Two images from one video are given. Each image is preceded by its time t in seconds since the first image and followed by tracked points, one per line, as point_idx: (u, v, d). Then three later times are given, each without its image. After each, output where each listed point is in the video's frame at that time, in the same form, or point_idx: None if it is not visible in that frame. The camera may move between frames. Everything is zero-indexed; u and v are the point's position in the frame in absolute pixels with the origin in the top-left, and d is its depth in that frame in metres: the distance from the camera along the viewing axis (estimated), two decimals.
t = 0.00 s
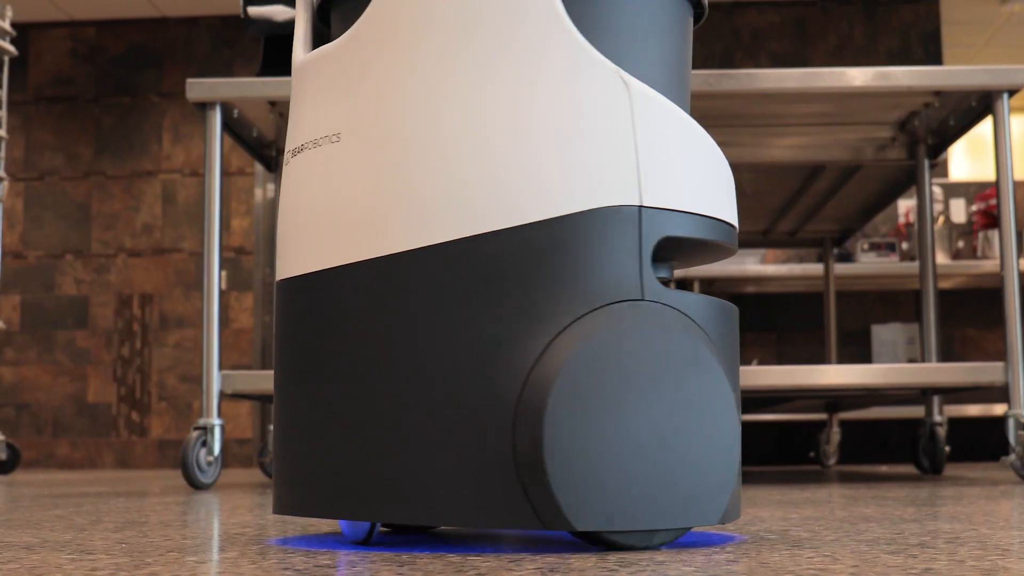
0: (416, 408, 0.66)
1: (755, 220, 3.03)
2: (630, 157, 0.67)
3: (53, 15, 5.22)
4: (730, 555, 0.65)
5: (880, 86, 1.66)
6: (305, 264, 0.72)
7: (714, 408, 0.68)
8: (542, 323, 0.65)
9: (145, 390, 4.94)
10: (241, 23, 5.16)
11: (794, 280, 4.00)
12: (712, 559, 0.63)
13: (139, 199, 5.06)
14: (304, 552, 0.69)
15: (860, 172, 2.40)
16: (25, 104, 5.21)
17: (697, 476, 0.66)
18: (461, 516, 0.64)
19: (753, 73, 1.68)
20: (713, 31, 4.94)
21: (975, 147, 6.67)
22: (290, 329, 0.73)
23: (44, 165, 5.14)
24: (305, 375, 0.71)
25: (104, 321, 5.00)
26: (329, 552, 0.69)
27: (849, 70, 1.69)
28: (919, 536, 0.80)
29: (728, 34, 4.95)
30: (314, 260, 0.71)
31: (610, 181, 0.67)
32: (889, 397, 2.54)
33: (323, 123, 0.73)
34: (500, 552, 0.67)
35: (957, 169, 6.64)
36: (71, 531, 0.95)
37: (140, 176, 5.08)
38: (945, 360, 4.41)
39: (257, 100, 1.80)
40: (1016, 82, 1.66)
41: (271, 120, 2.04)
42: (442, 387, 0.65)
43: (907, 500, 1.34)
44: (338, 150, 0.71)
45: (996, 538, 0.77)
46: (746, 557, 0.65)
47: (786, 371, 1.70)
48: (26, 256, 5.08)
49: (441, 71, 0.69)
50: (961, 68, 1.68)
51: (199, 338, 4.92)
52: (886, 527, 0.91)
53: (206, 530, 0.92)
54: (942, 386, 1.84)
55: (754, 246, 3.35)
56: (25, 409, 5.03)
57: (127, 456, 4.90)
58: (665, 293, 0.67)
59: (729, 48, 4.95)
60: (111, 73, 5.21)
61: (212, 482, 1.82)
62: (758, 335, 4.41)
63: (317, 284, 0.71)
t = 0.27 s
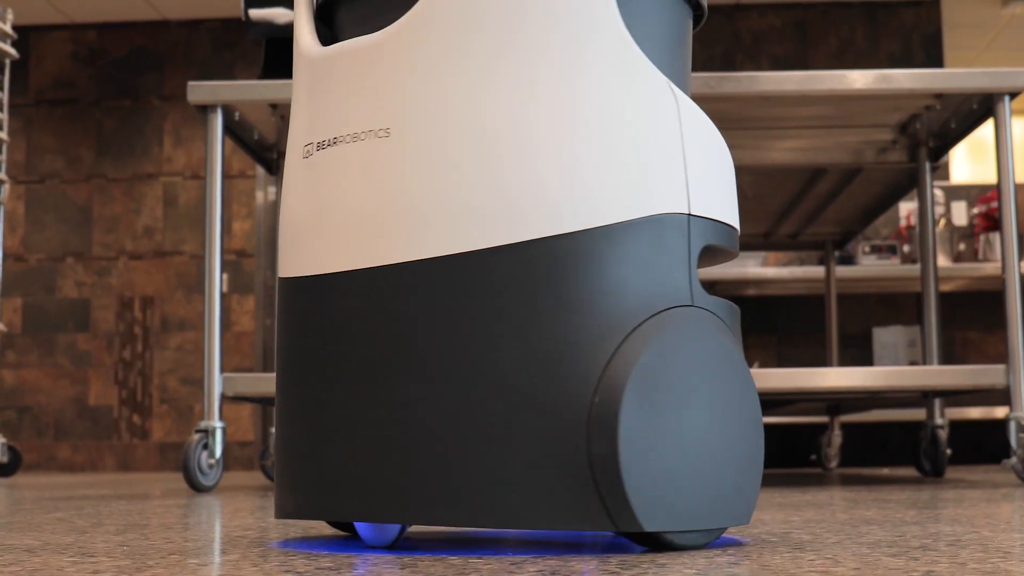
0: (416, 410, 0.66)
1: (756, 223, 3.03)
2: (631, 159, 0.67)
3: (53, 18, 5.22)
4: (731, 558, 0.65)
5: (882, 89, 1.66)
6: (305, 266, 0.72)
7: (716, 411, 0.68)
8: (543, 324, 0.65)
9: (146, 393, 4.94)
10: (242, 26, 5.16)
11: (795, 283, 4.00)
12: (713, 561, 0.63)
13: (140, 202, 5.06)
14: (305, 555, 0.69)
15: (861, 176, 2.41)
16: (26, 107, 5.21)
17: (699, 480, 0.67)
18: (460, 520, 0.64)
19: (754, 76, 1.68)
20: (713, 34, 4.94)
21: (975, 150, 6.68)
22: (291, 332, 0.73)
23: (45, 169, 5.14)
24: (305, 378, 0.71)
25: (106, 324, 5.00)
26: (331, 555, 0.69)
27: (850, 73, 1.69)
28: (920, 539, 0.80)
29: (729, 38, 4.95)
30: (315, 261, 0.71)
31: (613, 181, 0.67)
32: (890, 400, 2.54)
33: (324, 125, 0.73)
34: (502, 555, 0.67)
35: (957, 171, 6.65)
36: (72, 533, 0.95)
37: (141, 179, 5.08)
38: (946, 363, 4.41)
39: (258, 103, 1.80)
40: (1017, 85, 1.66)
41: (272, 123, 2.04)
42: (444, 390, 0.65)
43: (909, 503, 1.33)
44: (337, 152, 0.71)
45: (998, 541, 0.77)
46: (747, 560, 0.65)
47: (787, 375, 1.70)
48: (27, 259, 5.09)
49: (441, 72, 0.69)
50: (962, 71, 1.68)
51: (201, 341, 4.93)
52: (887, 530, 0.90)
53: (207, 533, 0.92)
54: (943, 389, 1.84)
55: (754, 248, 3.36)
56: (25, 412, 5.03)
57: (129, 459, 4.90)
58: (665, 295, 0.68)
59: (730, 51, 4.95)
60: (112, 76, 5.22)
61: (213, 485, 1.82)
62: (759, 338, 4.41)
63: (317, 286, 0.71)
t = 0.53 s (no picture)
0: (415, 412, 0.66)
1: (757, 229, 3.03)
2: (630, 160, 0.67)
3: (54, 24, 5.23)
4: (731, 563, 0.65)
5: (882, 94, 1.66)
6: (304, 269, 0.73)
7: (714, 414, 0.68)
8: (542, 326, 0.65)
9: (147, 400, 4.94)
10: (242, 33, 5.17)
11: (795, 289, 4.00)
12: (712, 568, 0.63)
13: (141, 209, 5.07)
14: (308, 561, 0.70)
15: (863, 182, 2.41)
16: (26, 113, 5.22)
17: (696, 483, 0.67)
18: (457, 524, 0.64)
19: (754, 82, 1.68)
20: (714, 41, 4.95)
21: (976, 157, 6.69)
22: (290, 334, 0.73)
23: (45, 175, 5.15)
24: (305, 380, 0.71)
25: (106, 330, 5.01)
26: (333, 560, 0.69)
27: (851, 79, 1.69)
28: (920, 545, 0.80)
29: (729, 44, 4.96)
30: (315, 263, 0.72)
31: (614, 181, 0.66)
32: (891, 406, 2.54)
33: (324, 126, 0.73)
34: (504, 561, 0.68)
35: (958, 177, 6.65)
36: (74, 539, 0.96)
37: (141, 186, 5.08)
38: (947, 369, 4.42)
39: (259, 109, 1.80)
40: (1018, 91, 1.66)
41: (273, 129, 2.05)
42: (443, 393, 0.66)
43: (909, 509, 1.34)
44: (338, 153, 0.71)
45: (999, 546, 0.77)
46: (747, 565, 0.65)
47: (787, 380, 1.70)
48: (28, 265, 5.10)
49: (441, 73, 0.69)
50: (963, 77, 1.68)
51: (202, 347, 4.93)
52: (888, 535, 0.91)
53: (209, 539, 0.93)
54: (944, 395, 1.84)
55: (755, 254, 3.36)
56: (27, 419, 5.03)
57: (129, 465, 4.90)
58: (663, 298, 0.68)
59: (731, 57, 4.96)
60: (112, 82, 5.22)
61: (213, 491, 1.82)
62: (759, 345, 4.42)
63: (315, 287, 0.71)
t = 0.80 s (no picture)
0: (416, 417, 0.66)
1: (757, 238, 3.04)
2: (632, 162, 0.68)
3: (55, 33, 5.23)
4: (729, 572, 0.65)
5: (881, 103, 1.66)
6: (304, 266, 0.72)
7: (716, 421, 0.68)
8: (545, 329, 0.66)
9: (147, 408, 4.94)
10: (242, 42, 5.17)
11: (794, 298, 4.01)
12: None
13: (141, 217, 5.07)
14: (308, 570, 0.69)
15: (863, 191, 2.41)
16: (26, 122, 5.23)
17: (693, 491, 0.67)
18: (456, 526, 0.65)
19: (755, 91, 1.69)
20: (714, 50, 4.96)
21: (976, 166, 6.70)
22: (288, 333, 0.73)
23: (46, 184, 5.16)
24: (299, 379, 0.71)
25: (106, 339, 5.01)
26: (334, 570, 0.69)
27: (851, 89, 1.69)
28: (919, 554, 0.80)
29: (729, 53, 4.97)
30: (315, 265, 0.71)
31: (612, 183, 0.67)
32: (891, 415, 2.54)
33: (323, 125, 0.73)
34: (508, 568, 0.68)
35: (958, 186, 6.66)
36: (73, 549, 0.96)
37: (141, 195, 5.09)
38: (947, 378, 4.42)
39: (259, 118, 1.80)
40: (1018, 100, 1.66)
41: (273, 137, 2.05)
42: (443, 397, 0.66)
43: (909, 518, 1.33)
44: (336, 153, 0.71)
45: (998, 556, 0.77)
46: (744, 573, 0.65)
47: (788, 390, 1.70)
48: (28, 274, 5.11)
49: (440, 76, 0.69)
50: (963, 86, 1.68)
51: (202, 356, 4.92)
52: (887, 544, 0.91)
53: (207, 548, 0.93)
54: (944, 405, 1.84)
55: (755, 263, 3.36)
56: (27, 427, 5.04)
57: (129, 474, 4.89)
58: (666, 303, 0.68)
59: (731, 67, 4.97)
60: (112, 91, 5.22)
61: (213, 500, 1.81)
62: (759, 354, 4.42)
63: (313, 288, 0.71)
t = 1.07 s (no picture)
0: (417, 420, 0.66)
1: (757, 248, 3.04)
2: (631, 168, 0.68)
3: (56, 44, 5.24)
4: None
5: (882, 114, 1.66)
6: (296, 261, 0.71)
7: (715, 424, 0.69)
8: (546, 332, 0.67)
9: (147, 418, 4.94)
10: (243, 53, 5.18)
11: (794, 308, 4.01)
12: None
13: (141, 228, 5.08)
14: None
15: (862, 201, 2.42)
16: (26, 132, 5.23)
17: (691, 496, 0.68)
18: (458, 531, 0.65)
19: (755, 101, 1.69)
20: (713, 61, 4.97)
21: (975, 176, 6.71)
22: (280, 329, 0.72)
23: (46, 194, 5.16)
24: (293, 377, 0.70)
25: (106, 349, 5.02)
26: None
27: (851, 99, 1.69)
28: (919, 565, 0.80)
29: (729, 63, 4.99)
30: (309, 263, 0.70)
31: (613, 188, 0.68)
32: (890, 426, 2.54)
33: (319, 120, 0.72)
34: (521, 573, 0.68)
35: (958, 196, 6.67)
36: (72, 559, 0.96)
37: (141, 205, 5.10)
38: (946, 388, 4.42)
39: (259, 128, 1.80)
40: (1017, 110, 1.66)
41: (273, 148, 2.05)
42: (444, 401, 0.66)
43: (909, 528, 1.33)
44: (332, 151, 0.71)
45: (999, 567, 0.77)
46: None
47: (787, 400, 1.70)
48: (28, 284, 5.12)
49: (440, 77, 0.69)
50: (963, 96, 1.69)
51: (201, 366, 4.93)
52: (888, 555, 0.90)
53: (207, 559, 0.93)
54: (944, 415, 1.83)
55: (755, 273, 3.37)
56: (26, 437, 5.04)
57: (129, 484, 4.89)
58: (666, 306, 0.69)
59: (731, 77, 4.98)
60: (113, 101, 5.23)
61: (213, 510, 1.81)
62: (760, 364, 4.42)
63: (306, 284, 0.70)
